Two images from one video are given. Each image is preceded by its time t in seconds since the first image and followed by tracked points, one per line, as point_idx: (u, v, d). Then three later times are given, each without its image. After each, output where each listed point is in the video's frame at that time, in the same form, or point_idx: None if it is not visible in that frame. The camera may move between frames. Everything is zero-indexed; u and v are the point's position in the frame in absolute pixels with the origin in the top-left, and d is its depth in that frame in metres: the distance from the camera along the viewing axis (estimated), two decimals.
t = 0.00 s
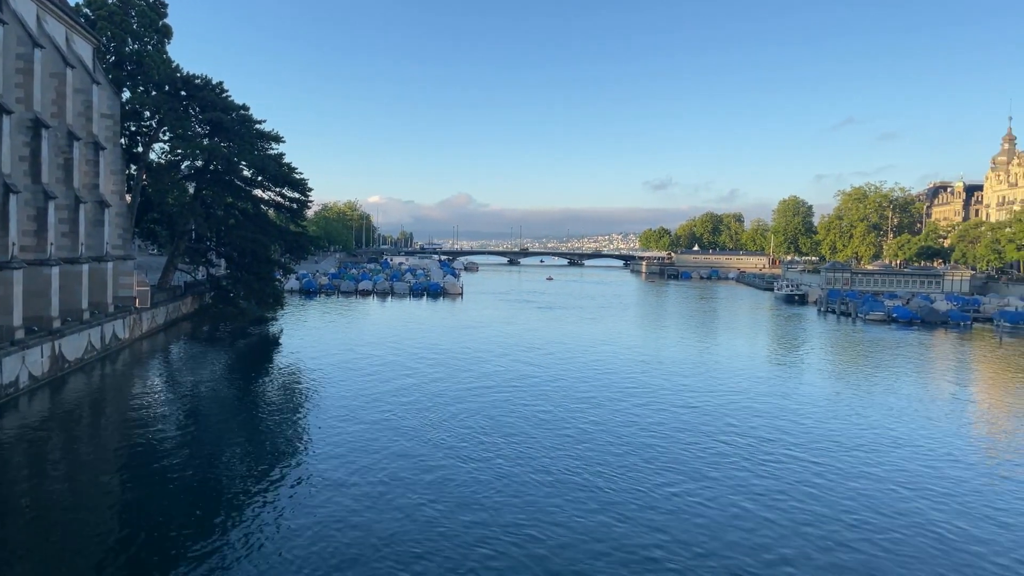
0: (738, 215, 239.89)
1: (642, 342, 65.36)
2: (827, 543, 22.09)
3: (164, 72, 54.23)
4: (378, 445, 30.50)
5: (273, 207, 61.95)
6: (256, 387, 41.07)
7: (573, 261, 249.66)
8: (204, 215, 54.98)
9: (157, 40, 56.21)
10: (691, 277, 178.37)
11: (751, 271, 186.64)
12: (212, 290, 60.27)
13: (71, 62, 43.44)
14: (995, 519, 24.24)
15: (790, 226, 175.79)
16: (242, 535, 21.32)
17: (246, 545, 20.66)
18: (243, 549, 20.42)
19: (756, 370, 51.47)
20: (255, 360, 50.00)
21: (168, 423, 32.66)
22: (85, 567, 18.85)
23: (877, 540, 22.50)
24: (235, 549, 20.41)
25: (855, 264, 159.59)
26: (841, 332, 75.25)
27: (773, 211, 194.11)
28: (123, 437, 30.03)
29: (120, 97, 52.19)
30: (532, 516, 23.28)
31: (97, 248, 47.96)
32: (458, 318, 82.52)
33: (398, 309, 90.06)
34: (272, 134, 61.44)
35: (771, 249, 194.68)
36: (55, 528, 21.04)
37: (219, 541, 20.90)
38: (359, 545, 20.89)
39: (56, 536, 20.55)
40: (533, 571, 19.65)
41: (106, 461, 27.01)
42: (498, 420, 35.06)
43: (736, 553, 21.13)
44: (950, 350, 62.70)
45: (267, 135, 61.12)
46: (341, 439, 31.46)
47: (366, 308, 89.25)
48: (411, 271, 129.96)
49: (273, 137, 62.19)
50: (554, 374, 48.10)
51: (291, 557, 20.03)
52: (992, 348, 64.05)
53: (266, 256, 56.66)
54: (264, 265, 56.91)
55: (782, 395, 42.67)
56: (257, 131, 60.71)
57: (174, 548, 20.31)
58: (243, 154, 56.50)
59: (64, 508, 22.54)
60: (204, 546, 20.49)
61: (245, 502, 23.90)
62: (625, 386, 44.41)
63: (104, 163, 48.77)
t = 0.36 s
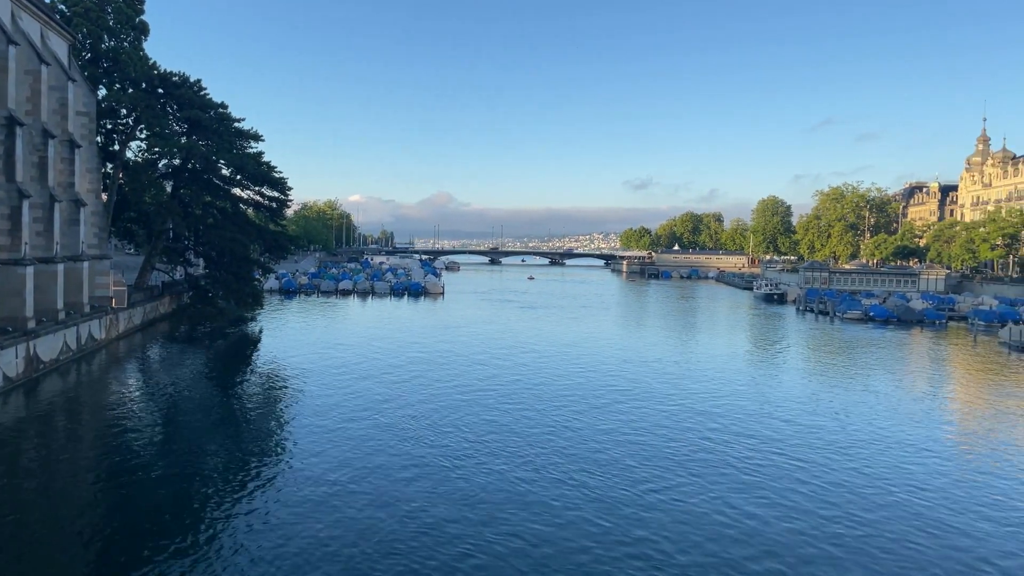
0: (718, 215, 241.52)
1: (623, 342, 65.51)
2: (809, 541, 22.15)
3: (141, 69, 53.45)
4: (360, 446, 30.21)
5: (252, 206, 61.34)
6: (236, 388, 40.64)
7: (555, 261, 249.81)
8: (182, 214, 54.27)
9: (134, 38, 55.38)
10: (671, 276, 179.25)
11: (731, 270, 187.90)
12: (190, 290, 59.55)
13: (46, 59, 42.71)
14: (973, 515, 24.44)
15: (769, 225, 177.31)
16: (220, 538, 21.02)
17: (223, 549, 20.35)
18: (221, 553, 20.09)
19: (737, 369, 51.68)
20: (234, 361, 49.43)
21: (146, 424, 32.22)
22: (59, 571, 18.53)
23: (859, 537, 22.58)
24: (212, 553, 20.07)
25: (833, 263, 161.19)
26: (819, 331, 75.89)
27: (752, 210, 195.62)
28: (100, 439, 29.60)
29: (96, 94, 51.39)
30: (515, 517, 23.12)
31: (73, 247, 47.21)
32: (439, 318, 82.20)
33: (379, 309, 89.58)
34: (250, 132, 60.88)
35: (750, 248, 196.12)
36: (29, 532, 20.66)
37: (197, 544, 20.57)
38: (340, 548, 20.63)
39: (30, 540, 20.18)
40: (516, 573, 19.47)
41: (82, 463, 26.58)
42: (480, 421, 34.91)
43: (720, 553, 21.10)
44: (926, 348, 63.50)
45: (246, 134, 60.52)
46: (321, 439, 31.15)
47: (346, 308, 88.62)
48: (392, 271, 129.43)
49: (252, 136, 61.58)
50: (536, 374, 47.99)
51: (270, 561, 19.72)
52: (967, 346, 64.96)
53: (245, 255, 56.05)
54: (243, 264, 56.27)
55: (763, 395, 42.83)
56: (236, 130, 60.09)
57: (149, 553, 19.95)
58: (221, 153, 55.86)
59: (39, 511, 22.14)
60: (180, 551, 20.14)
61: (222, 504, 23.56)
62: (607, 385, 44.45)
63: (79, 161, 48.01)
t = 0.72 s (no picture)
0: (700, 215, 242.94)
1: (607, 341, 65.71)
2: (793, 538, 22.23)
3: (120, 67, 52.81)
4: (343, 448, 29.97)
5: (233, 205, 60.83)
6: (217, 389, 40.29)
7: (538, 260, 250.01)
8: (162, 213, 53.68)
9: (113, 35, 54.55)
10: (654, 276, 180.03)
11: (713, 269, 189.06)
12: (170, 290, 58.93)
13: (23, 57, 42.14)
14: (954, 512, 24.66)
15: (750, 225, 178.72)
16: (202, 542, 20.73)
17: (205, 553, 20.04)
18: (203, 558, 19.79)
19: (720, 369, 51.94)
20: (215, 361, 48.98)
21: (126, 426, 31.89)
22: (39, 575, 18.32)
23: (843, 534, 22.68)
24: (193, 558, 19.77)
25: (813, 263, 162.60)
26: (800, 330, 76.49)
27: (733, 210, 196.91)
28: (78, 442, 29.16)
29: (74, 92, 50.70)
30: (501, 518, 23.01)
31: (51, 247, 46.59)
32: (423, 317, 82.04)
33: (362, 309, 89.22)
34: (231, 131, 60.36)
35: (732, 248, 197.37)
36: (8, 536, 20.41)
37: (177, 549, 20.26)
38: (324, 551, 20.42)
39: (8, 544, 19.92)
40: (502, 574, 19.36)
41: (60, 466, 26.26)
42: (464, 421, 34.78)
43: (706, 552, 21.12)
44: (905, 347, 64.20)
45: (227, 132, 60.02)
46: (304, 441, 30.87)
47: (329, 308, 88.11)
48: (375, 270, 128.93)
49: (233, 134, 61.07)
50: (520, 374, 48.00)
51: (252, 565, 19.45)
52: (945, 345, 65.77)
53: (227, 254, 55.52)
54: (224, 264, 55.75)
55: (746, 393, 43.10)
56: (217, 128, 59.58)
57: (129, 557, 19.64)
58: (202, 151, 55.32)
59: (17, 515, 21.88)
60: (161, 555, 19.84)
61: (204, 508, 23.26)
62: (590, 385, 44.48)
63: (57, 160, 47.38)
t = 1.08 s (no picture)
0: (682, 215, 244.30)
1: (589, 341, 65.98)
2: (775, 535, 22.34)
3: (99, 65, 52.18)
4: (325, 448, 29.78)
5: (214, 205, 60.39)
6: (197, 390, 40.02)
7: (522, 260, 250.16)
8: (141, 213, 53.16)
9: (91, 32, 53.73)
10: (636, 275, 180.78)
11: (695, 269, 190.19)
12: (150, 290, 58.42)
13: None
14: (933, 509, 24.90)
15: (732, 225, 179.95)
16: (180, 545, 20.50)
17: (183, 557, 19.82)
18: (181, 562, 19.55)
19: (701, 368, 52.34)
20: (195, 362, 48.63)
21: (105, 428, 31.62)
22: None
23: (822, 531, 22.85)
24: (171, 562, 19.53)
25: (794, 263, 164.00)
26: (780, 329, 77.24)
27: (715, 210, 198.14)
28: (56, 444, 28.85)
29: (52, 90, 50.05)
30: (483, 518, 22.93)
31: (28, 247, 46.01)
32: (406, 317, 81.90)
33: (345, 309, 88.86)
34: (212, 130, 59.87)
35: (714, 247, 198.66)
36: None
37: (158, 550, 20.14)
38: (306, 550, 20.43)
39: None
40: (483, 573, 19.36)
41: (38, 469, 26.00)
42: (448, 421, 34.74)
43: (687, 550, 21.19)
44: (884, 346, 65.05)
45: (208, 131, 59.53)
46: (285, 442, 30.66)
47: (311, 308, 87.67)
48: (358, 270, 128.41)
49: (214, 133, 60.59)
50: (503, 374, 48.08)
51: (233, 566, 19.37)
52: (923, 344, 66.64)
53: (207, 254, 55.08)
54: (205, 264, 55.31)
55: (727, 392, 43.47)
56: (197, 127, 59.07)
57: (106, 562, 19.40)
58: (182, 150, 54.84)
59: None
60: (139, 558, 19.62)
61: (183, 510, 23.03)
62: (573, 384, 44.62)
63: (34, 159, 46.79)
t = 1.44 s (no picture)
0: (664, 215, 245.66)
1: (572, 340, 66.17)
2: (757, 535, 22.38)
3: (77, 62, 51.49)
4: (305, 450, 29.50)
5: (194, 204, 59.87)
6: (177, 391, 39.70)
7: (504, 259, 250.21)
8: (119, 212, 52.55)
9: (69, 29, 52.93)
10: (619, 275, 181.54)
11: (677, 268, 191.32)
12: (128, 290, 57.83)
13: None
14: (914, 507, 25.06)
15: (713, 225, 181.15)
16: (159, 550, 20.21)
17: (162, 562, 19.53)
18: (159, 568, 19.26)
19: (682, 367, 52.67)
20: (175, 362, 48.21)
21: (83, 429, 31.29)
22: None
23: (804, 530, 22.94)
24: (150, 568, 19.23)
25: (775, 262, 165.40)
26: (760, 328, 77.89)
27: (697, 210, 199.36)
28: (32, 447, 28.37)
29: (28, 87, 49.30)
30: (466, 520, 22.82)
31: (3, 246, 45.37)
32: (388, 317, 81.68)
33: (327, 309, 88.44)
34: (192, 128, 59.33)
35: (696, 247, 199.69)
36: None
37: (137, 553, 20.02)
38: (286, 551, 20.36)
39: None
40: (463, 572, 19.40)
41: (14, 471, 25.69)
42: (430, 421, 34.55)
43: (667, 547, 21.34)
44: (863, 345, 65.68)
45: (187, 130, 58.99)
46: (265, 443, 30.37)
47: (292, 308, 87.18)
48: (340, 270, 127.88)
49: (194, 132, 60.04)
50: (485, 373, 48.10)
51: (212, 568, 19.27)
52: (901, 342, 67.37)
53: (187, 254, 54.56)
54: (185, 263, 54.80)
55: (708, 391, 43.75)
56: (176, 125, 58.51)
57: (83, 568, 19.06)
58: (161, 149, 54.27)
59: None
60: (118, 563, 19.33)
61: (162, 513, 22.72)
62: (556, 384, 44.65)
63: (10, 157, 46.12)
